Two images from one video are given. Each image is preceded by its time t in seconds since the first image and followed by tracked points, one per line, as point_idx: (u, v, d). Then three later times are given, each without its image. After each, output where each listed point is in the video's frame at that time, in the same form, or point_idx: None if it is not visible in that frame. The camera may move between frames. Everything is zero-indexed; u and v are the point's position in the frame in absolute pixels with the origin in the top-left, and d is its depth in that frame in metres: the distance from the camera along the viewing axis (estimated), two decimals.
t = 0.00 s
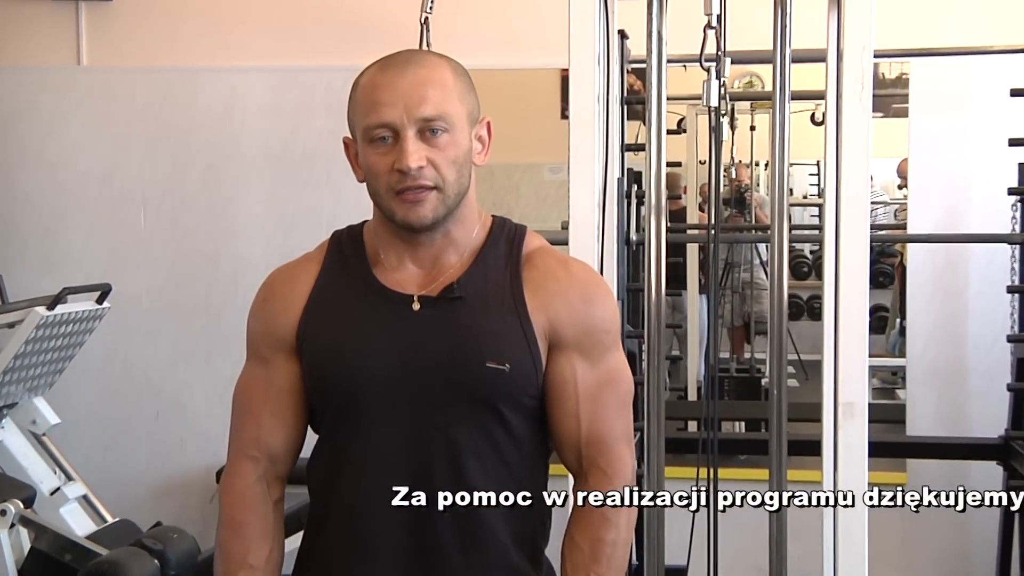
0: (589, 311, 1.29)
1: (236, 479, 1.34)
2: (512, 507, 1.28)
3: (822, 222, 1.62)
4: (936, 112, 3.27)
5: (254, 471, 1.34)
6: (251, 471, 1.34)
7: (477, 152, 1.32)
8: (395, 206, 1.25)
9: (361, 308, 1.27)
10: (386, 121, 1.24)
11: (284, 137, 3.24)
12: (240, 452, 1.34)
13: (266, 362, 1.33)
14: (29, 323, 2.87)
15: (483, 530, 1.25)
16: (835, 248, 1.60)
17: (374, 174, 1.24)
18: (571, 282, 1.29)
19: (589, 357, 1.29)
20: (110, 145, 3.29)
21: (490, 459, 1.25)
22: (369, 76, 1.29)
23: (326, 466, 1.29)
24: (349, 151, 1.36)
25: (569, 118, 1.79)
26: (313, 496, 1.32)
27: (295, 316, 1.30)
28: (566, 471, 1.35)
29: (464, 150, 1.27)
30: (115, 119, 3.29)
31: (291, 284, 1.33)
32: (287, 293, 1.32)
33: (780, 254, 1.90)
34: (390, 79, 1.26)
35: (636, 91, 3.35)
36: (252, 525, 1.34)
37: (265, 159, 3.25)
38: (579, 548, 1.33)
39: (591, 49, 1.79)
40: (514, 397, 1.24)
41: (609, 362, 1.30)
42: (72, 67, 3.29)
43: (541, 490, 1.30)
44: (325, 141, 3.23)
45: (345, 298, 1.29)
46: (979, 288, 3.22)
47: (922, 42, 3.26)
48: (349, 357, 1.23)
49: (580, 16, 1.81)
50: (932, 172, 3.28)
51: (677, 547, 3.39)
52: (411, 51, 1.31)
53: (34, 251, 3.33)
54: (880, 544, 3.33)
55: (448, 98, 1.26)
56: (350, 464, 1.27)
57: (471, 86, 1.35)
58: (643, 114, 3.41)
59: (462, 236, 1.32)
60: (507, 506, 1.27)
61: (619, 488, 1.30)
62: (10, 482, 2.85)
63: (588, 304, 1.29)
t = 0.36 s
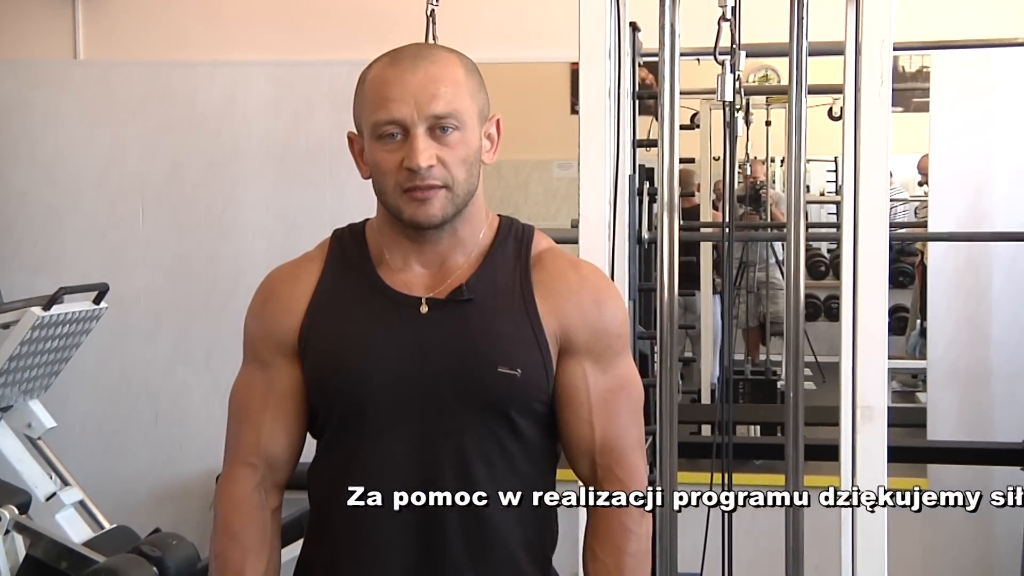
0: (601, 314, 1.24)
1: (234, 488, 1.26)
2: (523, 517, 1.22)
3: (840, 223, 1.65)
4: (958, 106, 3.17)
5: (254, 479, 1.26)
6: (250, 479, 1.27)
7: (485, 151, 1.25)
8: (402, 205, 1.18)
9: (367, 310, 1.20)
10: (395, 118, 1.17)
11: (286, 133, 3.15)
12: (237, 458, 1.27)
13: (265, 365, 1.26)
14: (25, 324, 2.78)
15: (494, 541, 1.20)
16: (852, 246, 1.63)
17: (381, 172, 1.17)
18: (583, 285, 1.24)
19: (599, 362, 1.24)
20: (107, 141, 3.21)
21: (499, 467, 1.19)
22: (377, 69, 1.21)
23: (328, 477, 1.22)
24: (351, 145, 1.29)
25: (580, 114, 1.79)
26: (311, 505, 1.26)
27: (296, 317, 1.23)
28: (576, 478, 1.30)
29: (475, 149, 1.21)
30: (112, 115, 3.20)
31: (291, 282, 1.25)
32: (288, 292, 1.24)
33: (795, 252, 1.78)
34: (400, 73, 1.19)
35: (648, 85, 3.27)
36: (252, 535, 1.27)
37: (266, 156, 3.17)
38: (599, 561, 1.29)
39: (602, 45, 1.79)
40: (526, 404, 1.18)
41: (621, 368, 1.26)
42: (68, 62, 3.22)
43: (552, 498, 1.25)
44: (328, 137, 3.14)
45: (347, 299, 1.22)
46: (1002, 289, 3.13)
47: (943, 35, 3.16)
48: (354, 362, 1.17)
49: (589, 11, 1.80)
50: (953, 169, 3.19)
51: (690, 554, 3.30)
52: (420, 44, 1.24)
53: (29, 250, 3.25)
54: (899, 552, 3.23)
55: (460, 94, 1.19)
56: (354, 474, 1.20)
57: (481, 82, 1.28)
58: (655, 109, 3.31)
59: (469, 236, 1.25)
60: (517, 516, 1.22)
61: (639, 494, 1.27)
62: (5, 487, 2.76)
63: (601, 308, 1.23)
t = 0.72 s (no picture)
0: (609, 321, 1.19)
1: (229, 498, 1.21)
2: (526, 531, 1.17)
3: (852, 220, 1.58)
4: (973, 104, 3.08)
5: (250, 489, 1.21)
6: (245, 490, 1.21)
7: (490, 151, 1.21)
8: (405, 206, 1.13)
9: (368, 314, 1.15)
10: (398, 116, 1.13)
11: (282, 132, 3.07)
12: (233, 468, 1.22)
13: (262, 372, 1.20)
14: (12, 329, 2.68)
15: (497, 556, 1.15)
16: (864, 250, 1.54)
17: (383, 172, 1.13)
18: (590, 290, 1.19)
19: (606, 371, 1.19)
20: (97, 140, 3.12)
21: (506, 479, 1.14)
22: (379, 66, 1.17)
23: (326, 489, 1.16)
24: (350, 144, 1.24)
25: (585, 112, 1.71)
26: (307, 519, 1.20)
27: (295, 321, 1.17)
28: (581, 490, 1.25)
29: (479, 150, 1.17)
30: (103, 113, 3.11)
31: (288, 284, 1.19)
32: (287, 295, 1.18)
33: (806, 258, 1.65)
34: (404, 70, 1.15)
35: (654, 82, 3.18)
36: (248, 549, 1.21)
37: (262, 156, 3.08)
38: None
39: (607, 41, 1.71)
40: (532, 412, 1.13)
41: (627, 376, 1.21)
42: (58, 59, 3.13)
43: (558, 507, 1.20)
44: (325, 137, 3.05)
45: (348, 303, 1.16)
46: (1020, 293, 3.03)
47: (957, 30, 3.08)
48: (354, 369, 1.11)
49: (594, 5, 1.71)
50: (969, 169, 3.10)
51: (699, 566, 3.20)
52: (423, 41, 1.20)
53: (18, 252, 3.16)
54: (914, 562, 3.13)
55: (465, 93, 1.15)
56: (353, 486, 1.14)
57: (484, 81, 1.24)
58: (661, 107, 3.23)
59: (473, 239, 1.20)
60: (521, 528, 1.17)
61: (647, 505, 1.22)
62: None
63: (608, 314, 1.19)
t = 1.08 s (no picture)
0: (612, 330, 1.20)
1: (221, 509, 1.21)
2: (524, 542, 1.18)
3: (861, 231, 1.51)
4: (988, 105, 3.00)
5: (243, 500, 1.21)
6: (239, 500, 1.22)
7: (495, 155, 1.18)
8: (408, 207, 1.10)
9: (366, 321, 1.15)
10: (403, 115, 1.11)
11: (275, 134, 2.98)
12: (226, 477, 1.22)
13: (256, 379, 1.20)
14: None
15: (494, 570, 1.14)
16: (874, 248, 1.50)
17: (386, 172, 1.10)
18: (591, 299, 1.20)
19: (610, 380, 1.20)
20: (85, 143, 3.04)
21: (504, 489, 1.14)
22: (384, 65, 1.15)
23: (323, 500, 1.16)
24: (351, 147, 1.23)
25: (586, 114, 1.62)
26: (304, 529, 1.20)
27: (292, 328, 1.18)
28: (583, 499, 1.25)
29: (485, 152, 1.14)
30: (91, 115, 3.03)
31: (285, 288, 1.20)
32: (282, 301, 1.19)
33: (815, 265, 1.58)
34: (409, 70, 1.13)
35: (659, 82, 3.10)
36: (240, 560, 1.22)
37: (254, 159, 3.00)
38: None
39: (610, 43, 1.62)
40: (531, 423, 1.13)
41: (631, 385, 1.21)
42: (45, 59, 3.05)
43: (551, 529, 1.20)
44: (320, 139, 2.97)
45: (345, 311, 1.16)
46: None
47: (971, 29, 2.99)
48: (350, 378, 1.12)
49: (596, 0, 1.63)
50: (984, 173, 3.01)
51: None
52: (428, 42, 1.18)
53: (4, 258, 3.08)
54: None
55: (471, 93, 1.13)
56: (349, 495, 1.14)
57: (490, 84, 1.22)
58: (665, 109, 3.15)
59: (475, 246, 1.20)
60: (518, 541, 1.17)
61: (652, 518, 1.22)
62: None
63: (609, 322, 1.20)
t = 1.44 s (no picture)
0: (614, 335, 1.12)
1: (213, 520, 1.15)
2: (525, 559, 1.11)
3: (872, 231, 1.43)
4: (1002, 102, 2.91)
5: (235, 510, 1.15)
6: (231, 510, 1.15)
7: (489, 153, 1.09)
8: (398, 214, 1.03)
9: (360, 325, 1.09)
10: (390, 118, 1.03)
11: (268, 133, 2.90)
12: (217, 487, 1.15)
13: (248, 387, 1.14)
14: None
15: None
16: (886, 243, 1.41)
17: (374, 178, 1.03)
18: (594, 302, 1.12)
19: (612, 387, 1.12)
20: (74, 143, 2.96)
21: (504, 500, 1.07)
22: (368, 65, 1.07)
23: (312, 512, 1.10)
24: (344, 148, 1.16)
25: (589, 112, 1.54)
26: (291, 545, 1.13)
27: (284, 335, 1.11)
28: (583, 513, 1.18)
29: (479, 152, 1.06)
30: (80, 114, 2.95)
31: (278, 295, 1.13)
32: (275, 305, 1.12)
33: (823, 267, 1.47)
34: (395, 69, 1.05)
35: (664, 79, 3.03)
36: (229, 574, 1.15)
37: (246, 159, 2.92)
38: None
39: (612, 37, 1.53)
40: (531, 432, 1.06)
41: (634, 393, 1.14)
42: (33, 56, 2.97)
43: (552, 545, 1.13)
44: (315, 138, 2.89)
45: (338, 316, 1.10)
46: None
47: (984, 24, 2.91)
48: (341, 384, 1.05)
49: None
50: (997, 173, 2.93)
51: None
52: (415, 37, 1.09)
53: None
54: None
55: (459, 93, 1.04)
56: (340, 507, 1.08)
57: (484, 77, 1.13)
58: (670, 107, 3.07)
59: (473, 247, 1.13)
60: (518, 557, 1.10)
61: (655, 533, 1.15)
62: None
63: (612, 326, 1.12)
